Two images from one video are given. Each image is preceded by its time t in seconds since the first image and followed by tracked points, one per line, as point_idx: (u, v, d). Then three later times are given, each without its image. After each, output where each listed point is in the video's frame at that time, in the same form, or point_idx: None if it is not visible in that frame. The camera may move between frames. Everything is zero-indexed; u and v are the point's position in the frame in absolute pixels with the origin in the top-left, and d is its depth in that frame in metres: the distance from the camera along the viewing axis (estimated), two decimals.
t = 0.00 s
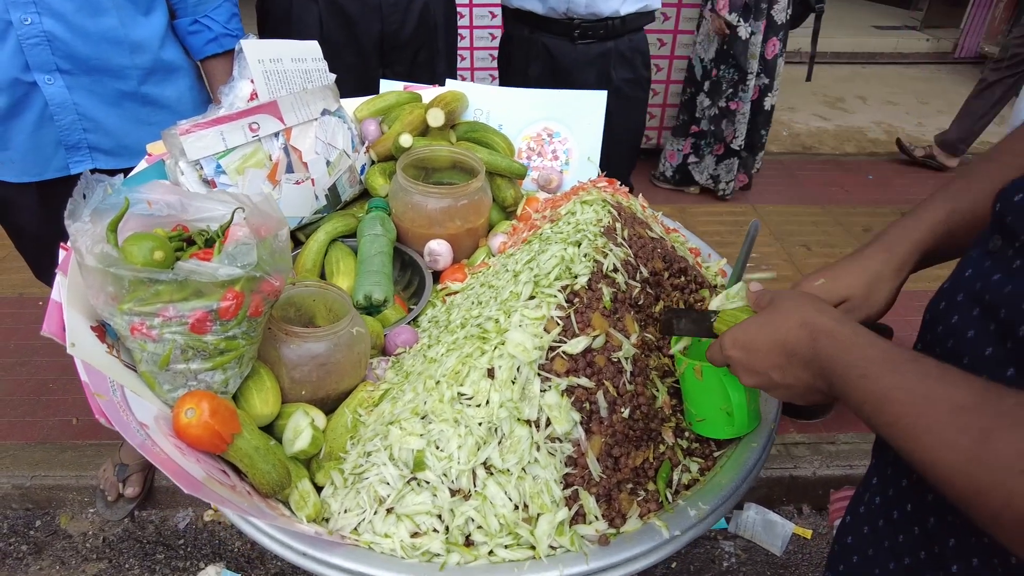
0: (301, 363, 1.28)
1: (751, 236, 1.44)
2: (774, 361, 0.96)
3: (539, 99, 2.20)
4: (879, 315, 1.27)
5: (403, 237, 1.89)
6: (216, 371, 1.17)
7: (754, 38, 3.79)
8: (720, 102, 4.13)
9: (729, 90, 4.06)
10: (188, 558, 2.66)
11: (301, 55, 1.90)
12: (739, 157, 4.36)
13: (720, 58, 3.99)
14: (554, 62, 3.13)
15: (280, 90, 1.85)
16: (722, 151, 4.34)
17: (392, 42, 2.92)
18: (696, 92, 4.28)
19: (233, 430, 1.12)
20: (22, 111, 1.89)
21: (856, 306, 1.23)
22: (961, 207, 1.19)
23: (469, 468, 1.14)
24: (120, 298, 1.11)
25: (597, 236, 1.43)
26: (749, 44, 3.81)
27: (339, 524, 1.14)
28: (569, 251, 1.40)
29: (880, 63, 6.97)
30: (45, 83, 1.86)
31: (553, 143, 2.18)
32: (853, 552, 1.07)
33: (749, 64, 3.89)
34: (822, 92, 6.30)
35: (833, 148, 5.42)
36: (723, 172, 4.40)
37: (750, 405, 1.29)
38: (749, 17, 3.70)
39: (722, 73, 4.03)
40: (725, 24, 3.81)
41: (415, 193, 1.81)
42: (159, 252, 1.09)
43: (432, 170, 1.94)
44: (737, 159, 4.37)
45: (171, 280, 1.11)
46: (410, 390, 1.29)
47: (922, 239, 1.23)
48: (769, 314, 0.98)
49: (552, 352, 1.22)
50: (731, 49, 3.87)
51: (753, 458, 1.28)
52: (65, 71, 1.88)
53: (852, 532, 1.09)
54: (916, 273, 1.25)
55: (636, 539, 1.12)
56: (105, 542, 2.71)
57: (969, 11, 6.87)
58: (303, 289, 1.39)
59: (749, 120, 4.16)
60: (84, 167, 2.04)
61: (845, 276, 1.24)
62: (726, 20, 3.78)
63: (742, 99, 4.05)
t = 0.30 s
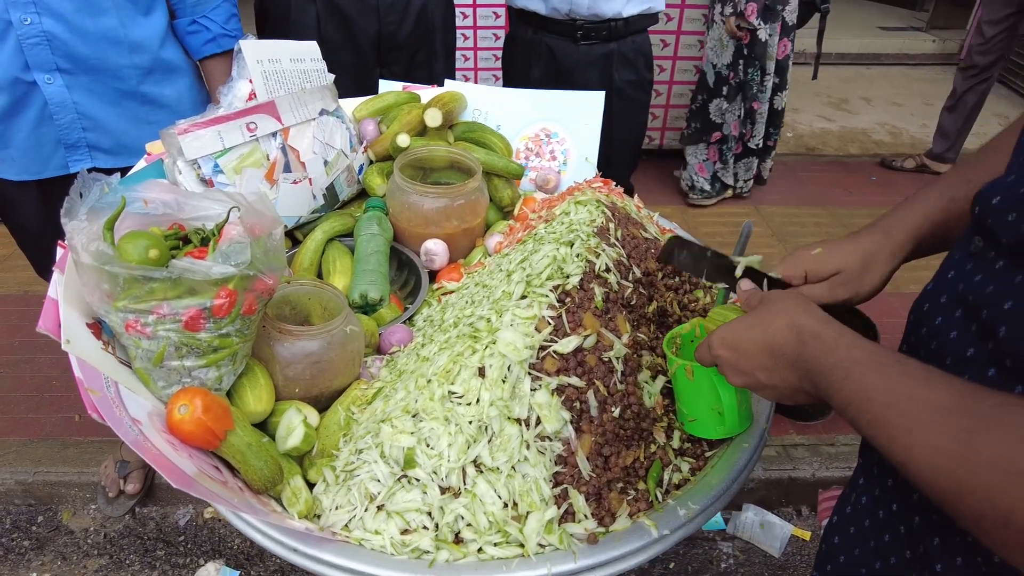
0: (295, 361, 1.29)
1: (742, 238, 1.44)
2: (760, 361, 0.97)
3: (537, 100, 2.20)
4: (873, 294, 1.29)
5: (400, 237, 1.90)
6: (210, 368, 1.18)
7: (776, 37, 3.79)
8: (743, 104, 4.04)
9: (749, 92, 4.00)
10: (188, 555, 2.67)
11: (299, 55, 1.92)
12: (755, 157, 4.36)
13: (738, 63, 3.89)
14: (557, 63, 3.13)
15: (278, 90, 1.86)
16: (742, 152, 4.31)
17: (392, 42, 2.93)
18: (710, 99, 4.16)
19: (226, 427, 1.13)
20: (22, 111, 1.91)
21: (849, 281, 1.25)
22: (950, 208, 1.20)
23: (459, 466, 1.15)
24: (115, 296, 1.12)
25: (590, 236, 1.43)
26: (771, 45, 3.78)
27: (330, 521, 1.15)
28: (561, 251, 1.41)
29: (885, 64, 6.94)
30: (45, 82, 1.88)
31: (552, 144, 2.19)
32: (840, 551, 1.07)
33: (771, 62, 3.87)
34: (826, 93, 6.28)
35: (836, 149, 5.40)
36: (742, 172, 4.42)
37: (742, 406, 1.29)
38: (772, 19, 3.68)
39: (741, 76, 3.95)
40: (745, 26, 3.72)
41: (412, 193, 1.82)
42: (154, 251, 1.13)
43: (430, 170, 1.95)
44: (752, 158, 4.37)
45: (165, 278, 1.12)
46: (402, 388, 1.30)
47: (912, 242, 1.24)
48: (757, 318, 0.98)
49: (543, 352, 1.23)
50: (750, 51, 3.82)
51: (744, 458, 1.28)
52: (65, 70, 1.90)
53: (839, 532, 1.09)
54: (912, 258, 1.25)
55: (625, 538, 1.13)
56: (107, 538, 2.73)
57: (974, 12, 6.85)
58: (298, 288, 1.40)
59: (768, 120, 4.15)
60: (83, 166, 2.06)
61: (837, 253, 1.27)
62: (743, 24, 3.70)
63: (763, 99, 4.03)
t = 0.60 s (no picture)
0: (289, 359, 1.29)
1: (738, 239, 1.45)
2: (752, 355, 0.97)
3: (537, 100, 2.20)
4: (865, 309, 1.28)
5: (399, 236, 1.90)
6: (204, 365, 1.19)
7: (778, 44, 3.73)
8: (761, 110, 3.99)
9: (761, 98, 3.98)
10: (188, 552, 2.68)
11: (299, 55, 1.92)
12: (774, 163, 4.33)
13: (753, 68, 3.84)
14: (557, 63, 3.14)
15: (278, 89, 1.87)
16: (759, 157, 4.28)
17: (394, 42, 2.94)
18: (726, 104, 4.08)
19: (220, 424, 1.13)
20: (23, 108, 1.92)
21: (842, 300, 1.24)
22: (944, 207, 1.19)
23: (451, 465, 1.15)
24: (110, 292, 1.13)
25: (585, 236, 1.43)
26: (771, 51, 3.73)
27: (322, 518, 1.15)
28: (556, 251, 1.41)
29: (893, 66, 6.90)
30: (45, 80, 1.89)
31: (551, 144, 2.19)
32: (830, 552, 1.07)
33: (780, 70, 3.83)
34: (832, 95, 6.26)
35: (841, 151, 5.38)
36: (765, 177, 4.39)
37: (736, 408, 1.29)
38: (766, 24, 3.64)
39: (751, 82, 3.93)
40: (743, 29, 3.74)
41: (410, 192, 1.83)
42: (150, 248, 1.14)
43: (429, 170, 1.95)
44: (772, 163, 4.34)
45: (159, 275, 1.13)
46: (395, 387, 1.30)
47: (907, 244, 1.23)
48: (748, 309, 0.98)
49: (536, 351, 1.23)
50: (753, 56, 3.81)
51: (738, 460, 1.27)
52: (66, 69, 1.91)
53: (828, 534, 1.09)
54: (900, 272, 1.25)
55: (616, 539, 1.12)
56: (108, 534, 2.75)
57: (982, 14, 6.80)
58: (294, 286, 1.40)
59: (784, 127, 4.11)
60: (84, 164, 2.07)
61: (825, 271, 1.25)
62: (737, 25, 3.74)
63: (777, 106, 3.99)
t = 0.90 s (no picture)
0: (285, 358, 1.30)
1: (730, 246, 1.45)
2: (743, 357, 0.97)
3: (539, 102, 2.21)
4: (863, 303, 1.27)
5: (397, 236, 1.91)
6: (200, 363, 1.20)
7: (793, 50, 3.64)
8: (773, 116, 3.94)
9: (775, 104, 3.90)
10: (189, 549, 2.69)
11: (300, 56, 1.94)
12: (783, 175, 4.24)
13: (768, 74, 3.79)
14: (556, 65, 3.15)
15: (279, 90, 1.88)
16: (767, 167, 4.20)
17: (395, 42, 2.95)
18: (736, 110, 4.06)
19: (214, 421, 1.14)
20: (27, 109, 1.94)
21: (838, 290, 1.24)
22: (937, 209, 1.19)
23: (443, 464, 1.16)
24: (107, 290, 1.14)
25: (581, 237, 1.44)
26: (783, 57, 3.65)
27: (315, 516, 1.16)
28: (551, 252, 1.42)
29: (900, 68, 6.86)
30: (50, 81, 1.91)
31: (551, 145, 2.19)
32: (820, 556, 1.07)
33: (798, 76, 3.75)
34: (838, 97, 6.23)
35: (846, 154, 5.35)
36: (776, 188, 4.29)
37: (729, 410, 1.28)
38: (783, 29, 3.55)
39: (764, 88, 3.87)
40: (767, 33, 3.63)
41: (408, 193, 1.83)
42: (147, 247, 1.15)
43: (429, 171, 1.96)
44: (781, 175, 4.25)
45: (156, 274, 1.14)
46: (389, 387, 1.31)
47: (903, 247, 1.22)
48: (743, 307, 0.98)
49: (529, 352, 1.24)
50: (772, 60, 3.73)
51: (732, 462, 1.27)
52: (70, 69, 1.93)
53: (819, 537, 1.09)
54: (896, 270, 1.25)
55: (607, 539, 1.12)
56: (110, 531, 2.76)
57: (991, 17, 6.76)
58: (291, 286, 1.41)
59: (797, 138, 4.02)
60: (87, 164, 2.09)
61: (825, 261, 1.25)
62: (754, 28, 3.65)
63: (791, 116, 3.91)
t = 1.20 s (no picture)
0: (286, 357, 1.31)
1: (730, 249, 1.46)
2: (740, 359, 0.97)
3: (542, 104, 2.21)
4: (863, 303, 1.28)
5: (400, 237, 1.92)
6: (201, 361, 1.21)
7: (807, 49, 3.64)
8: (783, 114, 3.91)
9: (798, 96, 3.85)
10: (192, 547, 2.71)
11: (305, 57, 1.95)
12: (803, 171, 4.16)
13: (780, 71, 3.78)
14: (555, 67, 3.17)
15: (283, 91, 1.90)
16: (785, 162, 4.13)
17: (399, 44, 2.96)
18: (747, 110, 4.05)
19: (214, 419, 1.15)
20: (35, 109, 1.96)
21: (838, 292, 1.24)
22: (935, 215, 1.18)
23: (441, 464, 1.16)
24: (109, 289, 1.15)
25: (581, 239, 1.44)
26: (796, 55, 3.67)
27: (314, 514, 1.16)
28: (550, 253, 1.42)
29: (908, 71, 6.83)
30: (57, 81, 1.93)
31: (554, 147, 2.19)
32: (819, 564, 1.07)
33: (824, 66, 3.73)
34: (845, 100, 6.21)
35: (853, 157, 5.33)
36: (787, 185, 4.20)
37: (728, 412, 1.28)
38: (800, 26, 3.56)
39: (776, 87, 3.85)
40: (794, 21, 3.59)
41: (411, 194, 1.84)
42: (149, 245, 1.18)
43: (432, 172, 1.96)
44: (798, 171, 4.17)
45: (158, 272, 1.15)
46: (389, 386, 1.32)
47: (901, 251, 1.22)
48: (743, 307, 0.98)
49: (528, 353, 1.25)
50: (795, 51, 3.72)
51: (731, 465, 1.27)
52: (77, 70, 1.95)
53: (819, 546, 1.09)
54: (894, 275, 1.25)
55: (604, 540, 1.12)
56: (114, 528, 2.78)
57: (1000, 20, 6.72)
58: (293, 285, 1.42)
59: (817, 134, 3.95)
60: (94, 163, 2.11)
61: (827, 261, 1.25)
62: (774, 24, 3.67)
63: (816, 109, 3.86)
